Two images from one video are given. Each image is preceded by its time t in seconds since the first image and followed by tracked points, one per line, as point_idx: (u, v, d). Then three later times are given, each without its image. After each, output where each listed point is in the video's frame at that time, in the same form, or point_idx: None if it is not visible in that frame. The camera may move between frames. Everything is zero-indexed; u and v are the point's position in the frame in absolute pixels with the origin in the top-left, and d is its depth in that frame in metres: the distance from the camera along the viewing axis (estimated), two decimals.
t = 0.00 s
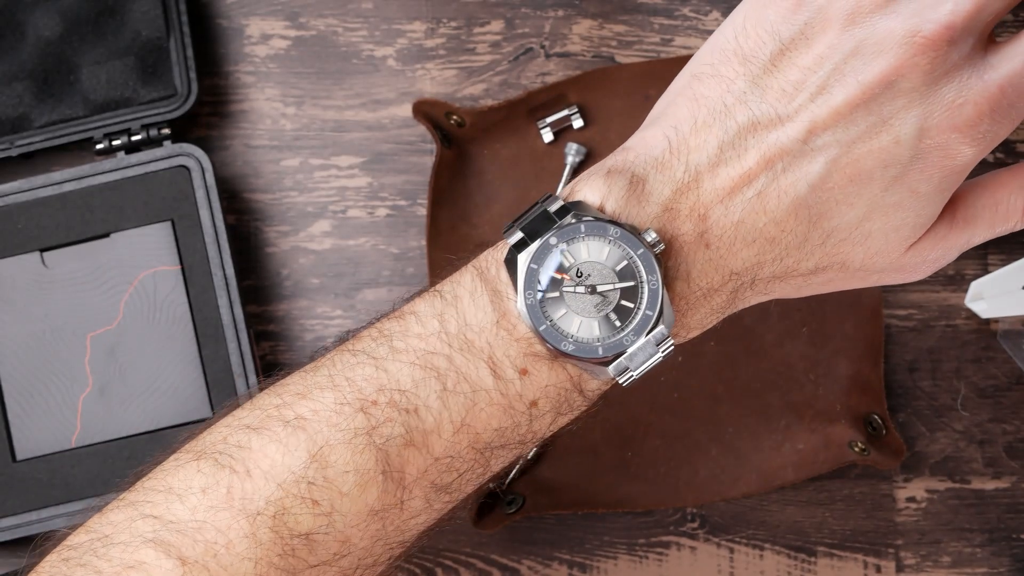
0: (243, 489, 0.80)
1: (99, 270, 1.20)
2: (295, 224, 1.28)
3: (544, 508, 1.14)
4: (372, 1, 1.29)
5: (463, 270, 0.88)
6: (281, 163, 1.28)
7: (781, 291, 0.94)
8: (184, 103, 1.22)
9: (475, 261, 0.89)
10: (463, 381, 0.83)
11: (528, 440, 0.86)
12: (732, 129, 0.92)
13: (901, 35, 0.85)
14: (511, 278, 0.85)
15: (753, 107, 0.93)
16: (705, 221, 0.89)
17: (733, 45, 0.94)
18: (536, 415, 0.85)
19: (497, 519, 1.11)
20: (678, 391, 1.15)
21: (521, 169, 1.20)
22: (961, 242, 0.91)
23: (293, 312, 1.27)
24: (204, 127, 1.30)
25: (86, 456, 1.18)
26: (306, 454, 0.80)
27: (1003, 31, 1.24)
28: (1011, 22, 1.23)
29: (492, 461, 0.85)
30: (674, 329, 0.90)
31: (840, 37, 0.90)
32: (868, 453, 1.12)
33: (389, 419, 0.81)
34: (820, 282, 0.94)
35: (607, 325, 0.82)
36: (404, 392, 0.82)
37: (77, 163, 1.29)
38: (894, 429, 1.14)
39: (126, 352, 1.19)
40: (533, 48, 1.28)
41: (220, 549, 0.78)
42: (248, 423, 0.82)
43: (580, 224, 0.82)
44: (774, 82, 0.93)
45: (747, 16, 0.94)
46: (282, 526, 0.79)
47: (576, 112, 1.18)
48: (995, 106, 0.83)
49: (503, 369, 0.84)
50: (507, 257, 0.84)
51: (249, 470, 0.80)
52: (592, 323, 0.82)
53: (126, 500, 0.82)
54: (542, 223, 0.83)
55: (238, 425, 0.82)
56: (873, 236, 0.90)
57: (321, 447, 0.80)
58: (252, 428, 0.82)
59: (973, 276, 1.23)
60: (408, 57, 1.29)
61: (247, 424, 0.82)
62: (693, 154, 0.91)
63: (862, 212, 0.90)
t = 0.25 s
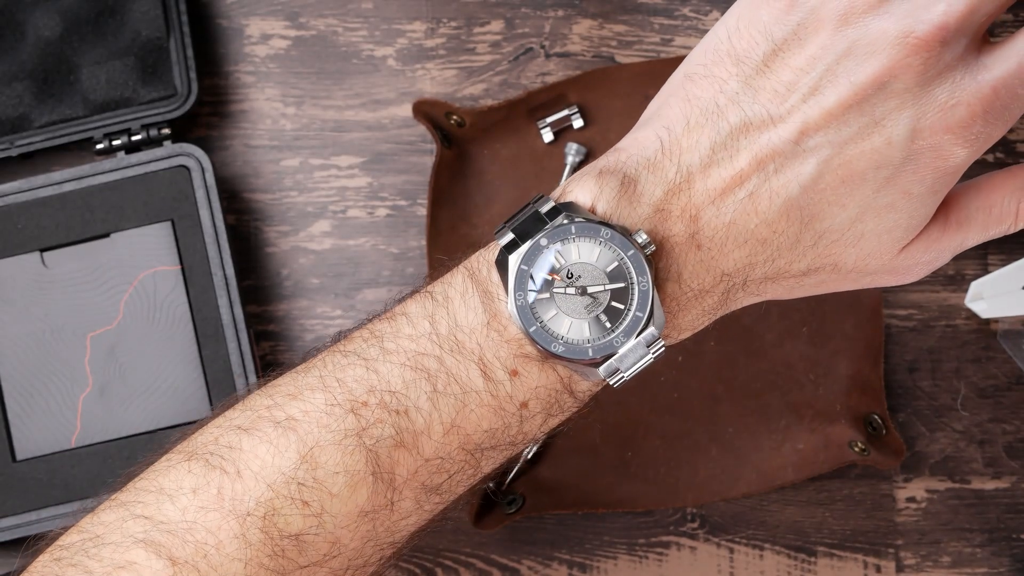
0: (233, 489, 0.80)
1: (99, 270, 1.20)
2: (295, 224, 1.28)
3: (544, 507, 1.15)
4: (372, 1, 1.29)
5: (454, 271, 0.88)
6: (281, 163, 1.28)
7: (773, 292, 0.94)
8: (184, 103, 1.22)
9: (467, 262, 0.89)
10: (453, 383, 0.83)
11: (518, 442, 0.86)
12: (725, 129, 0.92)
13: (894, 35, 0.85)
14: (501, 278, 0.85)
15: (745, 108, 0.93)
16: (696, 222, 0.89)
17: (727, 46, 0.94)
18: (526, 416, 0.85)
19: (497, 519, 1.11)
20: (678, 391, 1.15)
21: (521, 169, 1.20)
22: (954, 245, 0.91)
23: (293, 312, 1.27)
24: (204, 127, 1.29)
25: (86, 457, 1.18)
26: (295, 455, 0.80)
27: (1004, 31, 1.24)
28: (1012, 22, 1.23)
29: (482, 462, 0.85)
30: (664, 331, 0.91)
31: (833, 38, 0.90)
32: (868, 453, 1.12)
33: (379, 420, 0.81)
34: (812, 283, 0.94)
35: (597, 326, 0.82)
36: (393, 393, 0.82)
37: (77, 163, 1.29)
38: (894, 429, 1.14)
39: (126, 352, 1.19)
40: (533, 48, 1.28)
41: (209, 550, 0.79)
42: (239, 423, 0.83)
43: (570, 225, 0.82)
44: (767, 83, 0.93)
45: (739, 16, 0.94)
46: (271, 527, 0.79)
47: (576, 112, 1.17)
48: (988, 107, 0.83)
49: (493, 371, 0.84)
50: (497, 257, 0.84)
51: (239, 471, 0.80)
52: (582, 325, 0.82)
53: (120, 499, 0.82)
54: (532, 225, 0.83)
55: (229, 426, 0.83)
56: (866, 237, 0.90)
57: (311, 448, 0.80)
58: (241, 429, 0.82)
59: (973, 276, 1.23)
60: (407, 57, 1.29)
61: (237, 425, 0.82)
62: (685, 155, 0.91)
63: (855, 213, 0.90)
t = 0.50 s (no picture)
0: (223, 494, 0.80)
1: (100, 270, 1.20)
2: (295, 224, 1.28)
3: (545, 508, 1.14)
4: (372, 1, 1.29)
5: (447, 275, 0.88)
6: (281, 163, 1.28)
7: (770, 297, 0.94)
8: (184, 103, 1.22)
9: (459, 266, 0.89)
10: (444, 388, 0.83)
11: (511, 448, 0.86)
12: (720, 133, 0.92)
13: (892, 39, 0.85)
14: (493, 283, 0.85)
15: (741, 112, 0.93)
16: (690, 227, 0.90)
17: (723, 49, 0.94)
18: (518, 423, 0.85)
19: (496, 519, 1.11)
20: (678, 391, 1.15)
21: (521, 169, 1.20)
22: (954, 251, 0.91)
23: (293, 312, 1.27)
24: (204, 127, 1.30)
25: (86, 457, 1.18)
26: (286, 460, 0.81)
27: (1004, 31, 1.24)
28: (1012, 22, 1.23)
29: (474, 468, 0.84)
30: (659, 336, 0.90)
31: (831, 41, 0.90)
32: (868, 453, 1.12)
33: (370, 425, 0.82)
34: (808, 289, 0.94)
35: (589, 332, 0.82)
36: (384, 399, 0.82)
37: (77, 162, 1.29)
38: (894, 429, 1.14)
39: (126, 352, 1.19)
40: (533, 48, 1.28)
41: (200, 555, 0.79)
42: (230, 427, 0.83)
43: (562, 231, 0.82)
44: (763, 86, 0.93)
45: (736, 19, 0.94)
46: (261, 532, 0.79)
47: (576, 112, 1.17)
48: (987, 112, 0.83)
49: (484, 377, 0.84)
50: (489, 262, 0.84)
51: (230, 476, 0.81)
52: (574, 331, 0.81)
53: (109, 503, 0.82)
54: (524, 229, 0.83)
55: (220, 430, 0.83)
56: (862, 242, 0.90)
57: (302, 453, 0.81)
58: (233, 433, 0.82)
59: (973, 276, 1.23)
60: (408, 58, 1.29)
61: (228, 430, 0.83)
62: (680, 159, 0.91)
63: (851, 218, 0.90)
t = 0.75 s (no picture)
0: (216, 500, 0.80)
1: (100, 270, 1.20)
2: (295, 224, 1.28)
3: (545, 508, 1.14)
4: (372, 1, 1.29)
5: (439, 279, 0.88)
6: (281, 163, 1.28)
7: (763, 301, 0.94)
8: (184, 103, 1.22)
9: (451, 270, 0.89)
10: (437, 393, 0.83)
11: (504, 452, 0.86)
12: (714, 137, 0.92)
13: (886, 42, 0.86)
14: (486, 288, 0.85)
15: (734, 115, 0.93)
16: (684, 231, 0.89)
17: (716, 51, 0.94)
18: (511, 427, 0.85)
19: (497, 519, 1.11)
20: (678, 391, 1.15)
21: (521, 169, 1.20)
22: (947, 258, 0.91)
23: (294, 312, 1.27)
24: (204, 127, 1.30)
25: (86, 457, 1.18)
26: (278, 466, 0.80)
27: (1004, 31, 1.24)
28: (1012, 22, 1.23)
29: (467, 473, 0.84)
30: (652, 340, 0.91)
31: (824, 44, 0.90)
32: (868, 452, 1.12)
33: (362, 431, 0.82)
34: (800, 294, 0.94)
35: (582, 338, 0.82)
36: (376, 404, 0.82)
37: (77, 162, 1.29)
38: (894, 429, 1.14)
39: (126, 352, 1.19)
40: (533, 48, 1.28)
41: (193, 560, 0.79)
42: (223, 432, 0.83)
43: (556, 235, 0.82)
44: (756, 90, 0.93)
45: (729, 21, 0.94)
46: (253, 537, 0.79)
47: (576, 112, 1.17)
48: (980, 116, 0.83)
49: (477, 382, 0.84)
50: (483, 266, 0.84)
51: (223, 481, 0.81)
52: (567, 336, 0.82)
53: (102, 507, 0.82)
54: (518, 234, 0.83)
55: (213, 435, 0.83)
56: (856, 246, 0.90)
57: (294, 458, 0.81)
58: (226, 438, 0.82)
59: (973, 276, 1.23)
60: (408, 57, 1.29)
61: (221, 435, 0.83)
62: (673, 162, 0.91)
63: (845, 222, 0.90)
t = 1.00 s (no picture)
0: (211, 505, 0.80)
1: (100, 270, 1.20)
2: (295, 224, 1.28)
3: (544, 508, 1.14)
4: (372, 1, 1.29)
5: (438, 285, 0.88)
6: (281, 163, 1.28)
7: (766, 307, 0.94)
8: (184, 103, 1.22)
9: (449, 276, 0.89)
10: (434, 399, 0.83)
11: (503, 458, 0.86)
12: (718, 141, 0.92)
13: (893, 45, 0.86)
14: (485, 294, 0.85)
15: (738, 119, 0.93)
16: (686, 236, 0.89)
17: (721, 53, 0.94)
18: (509, 433, 0.85)
19: (497, 519, 1.11)
20: (678, 391, 1.15)
21: (521, 169, 1.20)
22: (955, 264, 0.91)
23: (293, 312, 1.27)
24: (204, 127, 1.29)
25: (86, 457, 1.18)
26: (274, 471, 0.80)
27: (1004, 31, 1.24)
28: (1012, 22, 1.23)
29: (465, 479, 0.84)
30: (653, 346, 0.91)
31: (831, 47, 0.90)
32: (868, 453, 1.12)
33: (359, 437, 0.82)
34: (803, 300, 0.94)
35: (581, 344, 0.82)
36: (374, 410, 0.82)
37: (77, 162, 1.29)
38: (894, 429, 1.14)
39: (126, 352, 1.19)
40: (533, 48, 1.28)
41: (188, 565, 0.79)
42: (219, 436, 0.83)
43: (555, 242, 0.82)
44: (761, 93, 0.93)
45: (735, 24, 0.94)
46: (249, 543, 0.80)
47: (576, 112, 1.17)
48: (989, 120, 0.84)
49: (475, 389, 0.84)
50: (482, 272, 0.84)
51: (219, 487, 0.81)
52: (566, 343, 0.82)
53: (99, 511, 0.83)
54: (517, 239, 0.83)
55: (209, 439, 0.83)
56: (861, 252, 0.90)
57: (291, 465, 0.81)
58: (222, 443, 0.82)
59: (973, 276, 1.23)
60: (407, 57, 1.29)
61: (217, 439, 0.83)
62: (676, 166, 0.91)
63: (850, 227, 0.89)
